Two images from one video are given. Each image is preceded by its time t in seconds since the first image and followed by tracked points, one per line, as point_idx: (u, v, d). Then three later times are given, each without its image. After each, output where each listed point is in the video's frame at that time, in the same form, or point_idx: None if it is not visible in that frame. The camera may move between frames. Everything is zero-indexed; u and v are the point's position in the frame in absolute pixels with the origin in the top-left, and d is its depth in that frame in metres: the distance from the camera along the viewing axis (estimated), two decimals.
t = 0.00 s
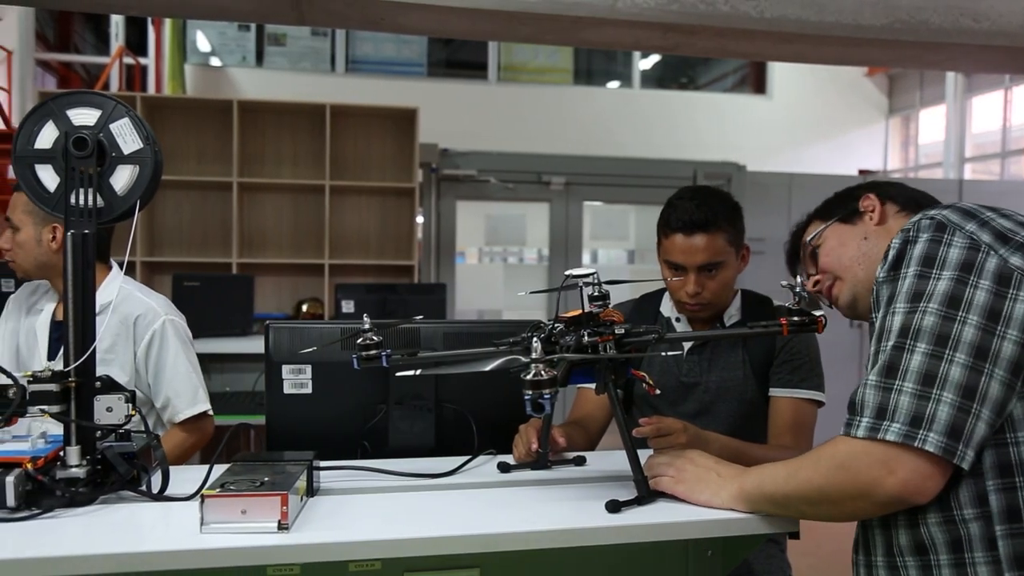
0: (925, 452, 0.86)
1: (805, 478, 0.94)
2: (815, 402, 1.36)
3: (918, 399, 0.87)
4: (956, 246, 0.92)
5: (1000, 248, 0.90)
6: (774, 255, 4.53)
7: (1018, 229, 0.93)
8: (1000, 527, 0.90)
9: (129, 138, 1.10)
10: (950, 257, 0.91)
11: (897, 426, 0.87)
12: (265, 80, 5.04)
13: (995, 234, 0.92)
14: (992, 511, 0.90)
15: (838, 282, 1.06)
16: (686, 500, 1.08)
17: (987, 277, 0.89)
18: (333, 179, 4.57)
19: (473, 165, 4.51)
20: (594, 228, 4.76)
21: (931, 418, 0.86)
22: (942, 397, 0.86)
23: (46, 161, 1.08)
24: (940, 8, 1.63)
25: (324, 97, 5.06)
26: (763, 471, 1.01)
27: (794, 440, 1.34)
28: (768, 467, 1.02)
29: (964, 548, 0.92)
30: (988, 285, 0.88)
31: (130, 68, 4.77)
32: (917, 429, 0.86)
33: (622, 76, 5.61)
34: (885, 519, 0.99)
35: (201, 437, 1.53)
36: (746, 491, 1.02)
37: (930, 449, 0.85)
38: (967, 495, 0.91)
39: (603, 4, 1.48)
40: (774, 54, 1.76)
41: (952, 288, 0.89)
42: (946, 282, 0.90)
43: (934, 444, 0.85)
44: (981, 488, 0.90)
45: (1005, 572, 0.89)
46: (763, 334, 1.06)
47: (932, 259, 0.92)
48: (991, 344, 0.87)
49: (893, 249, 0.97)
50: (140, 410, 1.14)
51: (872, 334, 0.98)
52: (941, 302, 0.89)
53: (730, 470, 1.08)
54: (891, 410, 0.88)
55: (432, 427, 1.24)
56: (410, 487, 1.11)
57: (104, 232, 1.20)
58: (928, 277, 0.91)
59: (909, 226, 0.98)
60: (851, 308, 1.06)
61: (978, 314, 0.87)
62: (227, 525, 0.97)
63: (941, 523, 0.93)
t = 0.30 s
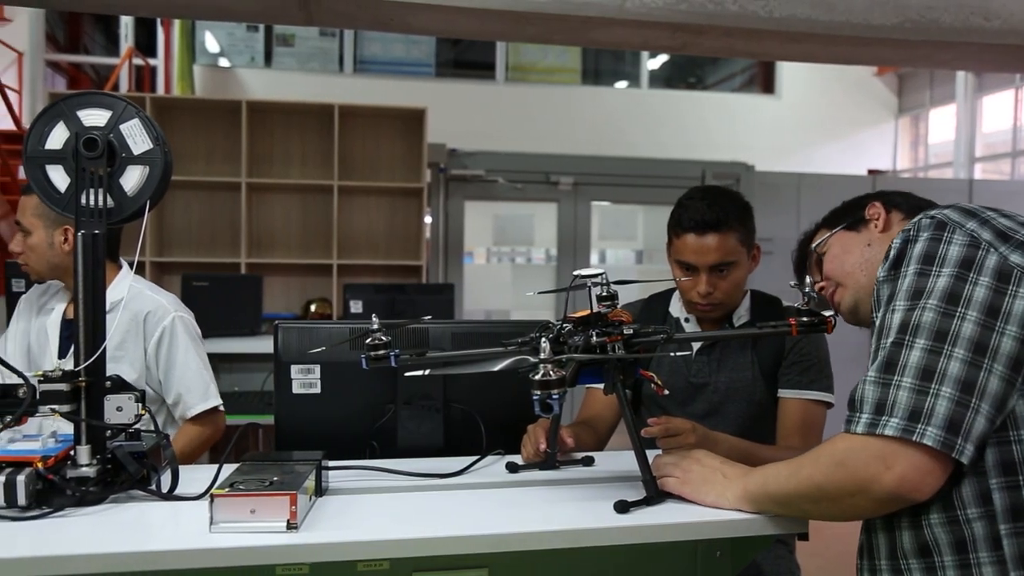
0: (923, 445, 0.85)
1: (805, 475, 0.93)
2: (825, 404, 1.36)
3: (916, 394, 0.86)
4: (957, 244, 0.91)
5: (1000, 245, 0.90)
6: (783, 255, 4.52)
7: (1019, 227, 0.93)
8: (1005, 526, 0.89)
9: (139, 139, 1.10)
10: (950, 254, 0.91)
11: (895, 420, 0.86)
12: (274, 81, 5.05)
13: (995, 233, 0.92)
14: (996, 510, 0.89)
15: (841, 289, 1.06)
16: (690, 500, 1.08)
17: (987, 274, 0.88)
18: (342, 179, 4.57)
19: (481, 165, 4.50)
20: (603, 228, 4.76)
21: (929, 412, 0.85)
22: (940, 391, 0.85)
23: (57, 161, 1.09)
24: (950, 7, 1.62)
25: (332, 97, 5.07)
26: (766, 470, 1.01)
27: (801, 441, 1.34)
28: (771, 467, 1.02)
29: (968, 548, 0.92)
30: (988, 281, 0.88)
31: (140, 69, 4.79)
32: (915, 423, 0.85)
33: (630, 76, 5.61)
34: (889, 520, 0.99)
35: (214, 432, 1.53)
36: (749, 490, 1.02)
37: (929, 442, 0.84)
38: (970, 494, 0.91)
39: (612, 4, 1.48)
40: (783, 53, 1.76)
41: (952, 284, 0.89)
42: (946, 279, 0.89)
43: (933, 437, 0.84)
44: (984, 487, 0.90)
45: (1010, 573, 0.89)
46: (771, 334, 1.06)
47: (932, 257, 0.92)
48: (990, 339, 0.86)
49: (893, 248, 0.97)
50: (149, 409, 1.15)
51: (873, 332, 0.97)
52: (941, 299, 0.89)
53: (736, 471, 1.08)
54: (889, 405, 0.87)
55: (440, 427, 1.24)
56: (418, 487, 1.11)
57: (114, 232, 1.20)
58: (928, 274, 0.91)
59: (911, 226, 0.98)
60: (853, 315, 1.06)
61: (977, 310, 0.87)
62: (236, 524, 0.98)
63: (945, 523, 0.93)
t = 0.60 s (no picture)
0: (930, 443, 0.85)
1: (812, 473, 0.93)
2: (834, 405, 1.35)
3: (923, 391, 0.86)
4: (965, 241, 0.90)
5: (1009, 244, 0.89)
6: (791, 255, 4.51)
7: None
8: (1008, 525, 0.88)
9: (149, 139, 1.11)
10: (959, 252, 0.90)
11: (902, 418, 0.86)
12: (283, 81, 5.06)
13: (1004, 231, 0.91)
14: (1001, 509, 0.89)
15: (843, 279, 1.05)
16: (696, 500, 1.08)
17: (995, 273, 0.88)
18: (350, 180, 4.58)
19: (490, 166, 4.51)
20: (611, 228, 4.77)
21: (936, 411, 0.85)
22: (947, 390, 0.85)
23: (67, 162, 1.09)
24: (961, 6, 1.61)
25: (341, 97, 5.08)
26: (775, 469, 1.01)
27: (808, 442, 1.33)
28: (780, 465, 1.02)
29: (972, 546, 0.91)
30: (996, 280, 0.87)
31: (149, 70, 4.81)
32: (922, 421, 0.85)
33: (638, 76, 5.62)
34: (893, 517, 0.99)
35: (220, 433, 1.54)
36: (758, 488, 1.01)
37: (936, 441, 0.84)
38: (975, 492, 0.91)
39: (620, 4, 1.48)
40: (791, 53, 1.75)
41: (960, 283, 0.88)
42: (954, 277, 0.89)
43: (940, 436, 0.84)
44: (989, 485, 0.89)
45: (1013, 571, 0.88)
46: (779, 334, 1.05)
47: (940, 254, 0.91)
48: (997, 338, 0.86)
49: (901, 245, 0.96)
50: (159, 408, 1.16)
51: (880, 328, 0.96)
52: (949, 297, 0.88)
53: (744, 471, 1.08)
54: (896, 402, 0.87)
55: (448, 427, 1.24)
56: (427, 487, 1.11)
57: (123, 232, 1.21)
58: (936, 272, 0.90)
59: (919, 222, 0.97)
60: (853, 305, 1.05)
61: (986, 309, 0.87)
62: (245, 524, 0.98)
63: (949, 520, 0.93)
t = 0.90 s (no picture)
0: (952, 433, 0.84)
1: (829, 467, 0.92)
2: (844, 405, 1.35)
3: (945, 383, 0.85)
4: (983, 238, 0.90)
5: None
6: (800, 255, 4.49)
7: None
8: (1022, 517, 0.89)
9: (158, 140, 1.11)
10: (977, 248, 0.90)
11: (925, 408, 0.85)
12: (292, 81, 5.07)
13: (1019, 227, 0.91)
14: (1014, 500, 0.89)
15: (849, 285, 1.06)
16: (706, 500, 1.07)
17: (1013, 267, 0.88)
18: (359, 179, 4.58)
19: (498, 165, 4.52)
20: (619, 228, 4.77)
21: (959, 401, 0.84)
22: (970, 381, 0.85)
23: (77, 162, 1.09)
24: (972, 4, 1.60)
25: (350, 97, 5.09)
26: (788, 467, 1.00)
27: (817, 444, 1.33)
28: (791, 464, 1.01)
29: (986, 538, 0.91)
30: (1014, 275, 0.88)
31: (158, 70, 4.82)
32: (946, 411, 0.84)
33: (646, 76, 5.59)
34: (906, 511, 0.98)
35: (229, 432, 1.54)
36: (771, 487, 1.01)
37: (960, 431, 0.84)
38: (989, 484, 0.90)
39: (629, 3, 1.47)
40: (801, 52, 1.74)
41: (979, 278, 0.88)
42: (974, 272, 0.88)
43: (964, 425, 0.84)
44: (1003, 477, 0.90)
45: None
46: (789, 335, 1.05)
47: (958, 250, 0.91)
48: (1016, 332, 0.86)
49: (917, 241, 0.96)
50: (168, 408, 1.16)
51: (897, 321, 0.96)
52: (969, 291, 0.88)
53: (754, 472, 1.07)
54: (918, 393, 0.86)
55: (457, 428, 1.24)
56: (436, 487, 1.11)
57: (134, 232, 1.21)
58: (955, 267, 0.90)
59: (934, 220, 0.97)
60: (859, 311, 1.06)
61: (1005, 303, 0.87)
62: (254, 523, 0.98)
63: (963, 512, 0.93)
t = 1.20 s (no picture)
0: (981, 425, 0.85)
1: (850, 464, 0.92)
2: (852, 405, 1.35)
3: (974, 375, 0.85)
4: (1007, 233, 0.90)
5: None
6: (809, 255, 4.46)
7: None
8: None
9: (169, 140, 1.11)
10: (1001, 243, 0.90)
11: (955, 401, 0.85)
12: (301, 82, 5.09)
13: None
14: None
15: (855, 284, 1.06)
16: (718, 500, 1.07)
17: None
18: (367, 180, 4.59)
19: (506, 165, 4.53)
20: (628, 228, 4.78)
21: (989, 394, 0.84)
22: (999, 374, 0.85)
23: (88, 163, 1.10)
24: (983, 3, 1.59)
25: (359, 98, 5.10)
26: (805, 465, 0.99)
27: (830, 444, 1.33)
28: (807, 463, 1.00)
29: (1014, 532, 0.91)
30: None
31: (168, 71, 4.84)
32: (976, 404, 0.84)
33: (654, 76, 5.59)
34: (928, 506, 0.98)
35: (241, 429, 1.54)
36: (787, 486, 1.00)
37: (991, 423, 0.84)
38: (1016, 476, 0.91)
39: (638, 3, 1.47)
40: (810, 51, 1.74)
41: (1004, 272, 0.88)
42: (998, 267, 0.89)
43: (994, 417, 0.84)
44: None
45: None
46: (800, 336, 1.04)
47: (982, 245, 0.91)
48: None
49: (939, 237, 0.95)
50: (179, 407, 1.15)
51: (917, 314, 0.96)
52: (995, 286, 0.88)
53: (765, 471, 1.07)
54: (947, 386, 0.86)
55: (466, 428, 1.24)
56: (447, 487, 1.12)
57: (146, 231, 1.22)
58: (979, 262, 0.90)
59: (954, 216, 0.96)
60: (867, 310, 1.06)
61: None
62: (265, 522, 0.98)
63: (990, 507, 0.93)
